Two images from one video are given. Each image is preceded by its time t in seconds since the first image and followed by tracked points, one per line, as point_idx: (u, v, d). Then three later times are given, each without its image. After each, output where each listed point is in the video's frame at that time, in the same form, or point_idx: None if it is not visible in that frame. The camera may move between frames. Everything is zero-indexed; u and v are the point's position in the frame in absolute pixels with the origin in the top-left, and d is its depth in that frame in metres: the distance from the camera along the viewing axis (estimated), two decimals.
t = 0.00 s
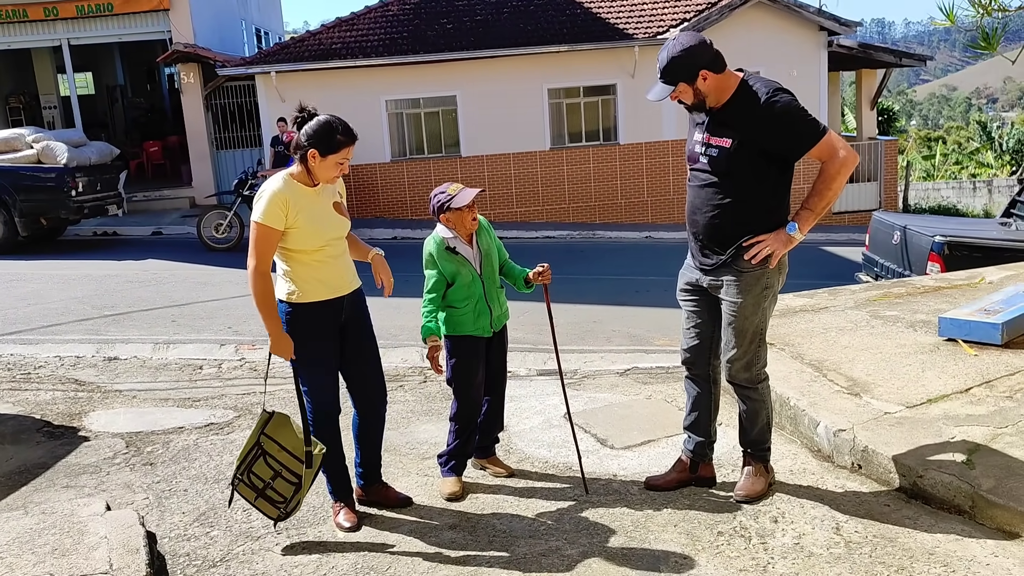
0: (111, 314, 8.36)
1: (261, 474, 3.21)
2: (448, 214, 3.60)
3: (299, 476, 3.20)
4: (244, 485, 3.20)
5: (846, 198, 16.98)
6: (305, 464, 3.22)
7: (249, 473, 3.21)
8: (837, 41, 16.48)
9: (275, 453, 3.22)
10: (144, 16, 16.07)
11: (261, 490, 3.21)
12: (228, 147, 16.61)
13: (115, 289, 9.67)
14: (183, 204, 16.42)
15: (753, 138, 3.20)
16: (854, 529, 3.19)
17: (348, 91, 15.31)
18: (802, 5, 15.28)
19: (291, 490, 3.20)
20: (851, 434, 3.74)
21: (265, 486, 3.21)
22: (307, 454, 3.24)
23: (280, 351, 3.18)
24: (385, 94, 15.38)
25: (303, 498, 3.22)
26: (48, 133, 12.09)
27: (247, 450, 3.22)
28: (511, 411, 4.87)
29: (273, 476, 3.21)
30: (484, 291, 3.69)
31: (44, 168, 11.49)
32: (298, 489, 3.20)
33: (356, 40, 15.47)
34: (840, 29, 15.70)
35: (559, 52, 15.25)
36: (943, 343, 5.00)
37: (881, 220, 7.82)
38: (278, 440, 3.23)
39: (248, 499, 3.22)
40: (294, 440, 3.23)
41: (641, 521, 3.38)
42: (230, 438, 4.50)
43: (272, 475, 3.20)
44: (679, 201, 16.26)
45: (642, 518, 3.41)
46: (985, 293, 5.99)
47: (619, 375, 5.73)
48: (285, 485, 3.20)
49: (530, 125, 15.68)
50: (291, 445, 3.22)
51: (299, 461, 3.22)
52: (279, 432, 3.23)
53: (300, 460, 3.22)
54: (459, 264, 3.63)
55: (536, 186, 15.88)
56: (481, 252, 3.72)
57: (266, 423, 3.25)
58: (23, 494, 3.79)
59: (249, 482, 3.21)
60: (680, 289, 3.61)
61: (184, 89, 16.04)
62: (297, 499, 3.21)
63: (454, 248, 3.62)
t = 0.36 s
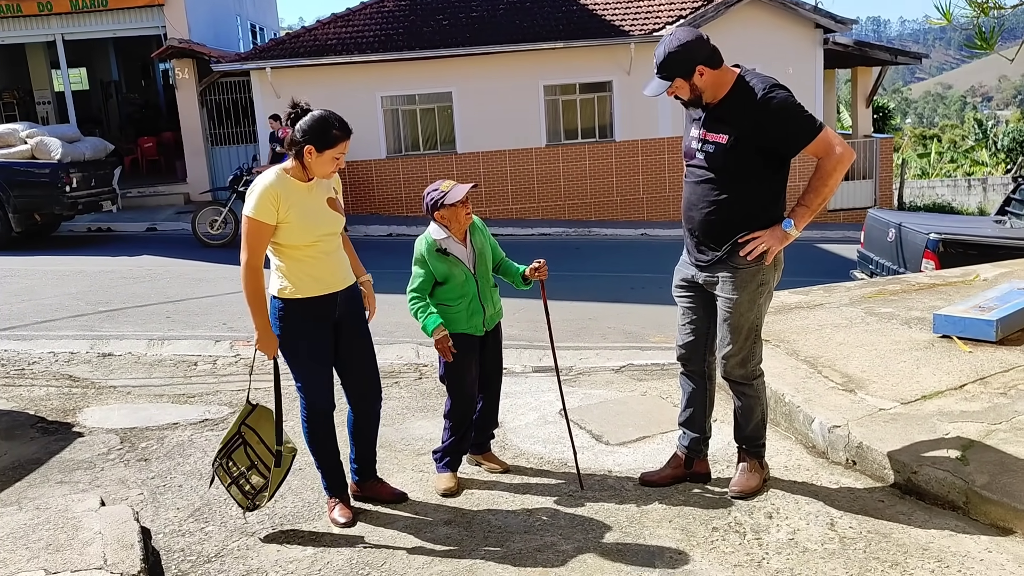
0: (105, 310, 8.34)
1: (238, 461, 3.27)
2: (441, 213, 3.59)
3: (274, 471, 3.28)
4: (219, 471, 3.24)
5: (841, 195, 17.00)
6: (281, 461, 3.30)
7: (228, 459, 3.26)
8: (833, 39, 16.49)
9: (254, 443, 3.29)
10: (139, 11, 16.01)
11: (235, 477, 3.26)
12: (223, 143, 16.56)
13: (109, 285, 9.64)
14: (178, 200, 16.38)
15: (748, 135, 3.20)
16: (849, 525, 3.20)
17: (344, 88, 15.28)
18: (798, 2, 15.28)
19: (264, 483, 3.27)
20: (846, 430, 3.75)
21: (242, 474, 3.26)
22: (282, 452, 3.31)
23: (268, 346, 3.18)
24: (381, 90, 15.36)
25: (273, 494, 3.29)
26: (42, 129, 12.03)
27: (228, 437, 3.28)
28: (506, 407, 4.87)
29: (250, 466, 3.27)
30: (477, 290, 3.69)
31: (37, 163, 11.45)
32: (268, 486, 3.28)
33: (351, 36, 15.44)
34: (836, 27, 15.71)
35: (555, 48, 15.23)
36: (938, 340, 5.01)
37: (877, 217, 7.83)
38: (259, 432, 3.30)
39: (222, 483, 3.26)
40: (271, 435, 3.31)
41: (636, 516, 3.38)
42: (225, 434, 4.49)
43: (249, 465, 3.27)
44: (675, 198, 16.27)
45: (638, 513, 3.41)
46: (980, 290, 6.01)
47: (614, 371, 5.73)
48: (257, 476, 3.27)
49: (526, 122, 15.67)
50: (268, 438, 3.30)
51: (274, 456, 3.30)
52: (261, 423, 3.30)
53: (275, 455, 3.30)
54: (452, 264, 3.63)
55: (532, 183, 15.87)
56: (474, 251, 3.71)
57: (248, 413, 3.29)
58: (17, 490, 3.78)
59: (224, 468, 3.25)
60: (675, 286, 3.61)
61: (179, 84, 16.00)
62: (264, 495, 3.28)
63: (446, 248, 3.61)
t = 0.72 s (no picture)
0: (101, 311, 8.33)
1: (268, 467, 3.24)
2: (435, 215, 3.60)
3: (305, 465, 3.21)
4: (254, 482, 3.25)
5: (837, 200, 17.05)
6: (311, 452, 3.23)
7: (258, 469, 3.25)
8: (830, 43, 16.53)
9: (278, 446, 3.25)
10: (136, 12, 16.01)
11: (271, 483, 3.24)
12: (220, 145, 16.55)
13: (106, 286, 9.62)
14: (175, 201, 16.37)
15: (744, 138, 3.21)
16: (843, 528, 3.21)
17: (341, 90, 15.30)
18: (795, 7, 15.31)
19: (301, 478, 3.21)
20: (841, 434, 3.77)
21: (276, 478, 3.24)
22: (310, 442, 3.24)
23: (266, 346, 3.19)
24: (379, 92, 15.37)
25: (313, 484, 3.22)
26: (39, 129, 12.02)
27: (251, 447, 3.27)
28: (502, 409, 4.88)
29: (281, 468, 3.23)
30: (472, 293, 3.70)
31: (34, 164, 11.43)
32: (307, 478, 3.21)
33: (349, 38, 15.46)
34: (833, 32, 15.74)
35: (552, 52, 15.26)
36: (933, 345, 5.03)
37: (872, 222, 7.87)
38: (279, 433, 3.25)
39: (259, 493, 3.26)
40: (294, 431, 3.25)
41: (631, 518, 3.40)
42: (221, 435, 4.49)
43: (280, 466, 3.23)
44: (672, 202, 16.31)
45: (633, 515, 3.42)
46: (975, 295, 6.03)
47: (611, 374, 5.73)
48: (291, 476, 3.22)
49: (524, 125, 15.69)
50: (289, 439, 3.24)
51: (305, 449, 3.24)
52: (279, 424, 3.25)
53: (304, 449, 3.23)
54: (446, 268, 3.64)
55: (529, 186, 15.90)
56: (470, 254, 3.71)
57: (264, 418, 3.26)
58: (13, 490, 3.78)
59: (259, 478, 3.25)
60: (672, 289, 3.62)
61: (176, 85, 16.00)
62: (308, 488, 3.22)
63: (440, 251, 3.63)
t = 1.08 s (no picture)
0: (96, 316, 8.31)
1: (286, 480, 3.30)
2: (431, 223, 3.62)
3: (325, 465, 3.30)
4: (277, 498, 3.29)
5: (832, 211, 17.11)
6: (326, 452, 3.32)
7: (277, 486, 3.30)
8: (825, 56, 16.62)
9: (291, 457, 3.30)
10: (134, 18, 16.04)
11: (293, 495, 3.31)
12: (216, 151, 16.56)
13: (101, 291, 9.61)
14: (171, 207, 16.36)
15: (739, 151, 3.24)
16: (835, 540, 3.22)
17: (339, 97, 15.33)
18: (791, 20, 15.41)
19: (322, 481, 3.31)
20: (834, 445, 3.78)
21: (297, 488, 3.31)
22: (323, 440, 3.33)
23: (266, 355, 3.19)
24: (376, 101, 15.39)
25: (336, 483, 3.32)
26: (36, 134, 12.01)
27: (263, 468, 3.28)
28: (495, 418, 4.88)
29: (299, 477, 3.30)
30: (469, 300, 3.69)
31: (30, 168, 11.42)
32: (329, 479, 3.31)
33: (347, 46, 15.50)
34: (828, 45, 15.84)
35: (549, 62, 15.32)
36: (925, 357, 5.06)
37: (867, 234, 7.91)
38: (291, 444, 3.30)
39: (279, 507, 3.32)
40: (306, 438, 3.31)
41: (624, 528, 3.40)
42: (215, 441, 4.49)
43: (298, 475, 3.29)
44: (667, 212, 16.36)
45: (626, 525, 3.43)
46: (968, 307, 6.06)
47: (605, 384, 5.74)
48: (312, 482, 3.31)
49: (520, 134, 15.74)
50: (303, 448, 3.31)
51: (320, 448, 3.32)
52: (290, 436, 3.30)
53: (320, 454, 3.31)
54: (442, 275, 3.66)
55: (525, 196, 15.95)
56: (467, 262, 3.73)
57: (272, 434, 3.29)
58: (5, 496, 3.77)
59: (280, 493, 3.30)
60: (666, 297, 3.62)
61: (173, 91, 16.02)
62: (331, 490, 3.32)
63: (437, 258, 3.64)
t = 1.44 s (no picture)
0: (87, 321, 8.28)
1: (240, 494, 3.13)
2: (433, 230, 3.62)
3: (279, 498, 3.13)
4: (221, 505, 3.12)
5: (824, 226, 17.19)
6: (285, 487, 3.15)
7: (228, 494, 3.13)
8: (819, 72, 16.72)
9: (254, 473, 3.15)
10: (131, 24, 16.06)
11: (239, 511, 3.13)
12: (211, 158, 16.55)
13: (93, 297, 9.57)
14: (164, 213, 16.33)
15: (735, 165, 3.26)
16: (826, 553, 3.23)
17: (335, 106, 15.36)
18: (785, 35, 15.52)
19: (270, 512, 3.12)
20: (825, 459, 3.79)
21: (245, 506, 3.13)
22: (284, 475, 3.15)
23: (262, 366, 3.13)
24: (371, 110, 15.42)
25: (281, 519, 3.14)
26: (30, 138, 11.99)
27: (226, 469, 3.15)
28: (488, 428, 4.88)
29: (253, 497, 3.13)
30: (462, 311, 3.72)
31: (23, 173, 11.40)
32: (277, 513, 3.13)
33: (343, 55, 15.54)
34: (822, 61, 15.95)
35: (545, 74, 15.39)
36: (917, 372, 5.08)
37: (859, 249, 7.95)
38: (257, 460, 3.15)
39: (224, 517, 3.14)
40: (273, 460, 3.16)
41: (616, 540, 3.40)
42: (206, 449, 4.48)
43: (252, 496, 3.12)
44: (661, 225, 16.42)
45: (618, 537, 3.44)
46: (959, 323, 6.09)
47: (597, 396, 5.74)
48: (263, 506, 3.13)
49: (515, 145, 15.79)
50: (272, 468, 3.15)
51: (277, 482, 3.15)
52: (260, 452, 3.15)
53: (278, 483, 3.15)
54: (439, 283, 3.67)
55: (519, 207, 15.97)
56: (463, 271, 3.75)
57: (245, 442, 3.14)
58: None
59: (226, 502, 3.13)
60: (659, 311, 3.65)
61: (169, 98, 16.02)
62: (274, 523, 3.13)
63: (435, 266, 3.66)
